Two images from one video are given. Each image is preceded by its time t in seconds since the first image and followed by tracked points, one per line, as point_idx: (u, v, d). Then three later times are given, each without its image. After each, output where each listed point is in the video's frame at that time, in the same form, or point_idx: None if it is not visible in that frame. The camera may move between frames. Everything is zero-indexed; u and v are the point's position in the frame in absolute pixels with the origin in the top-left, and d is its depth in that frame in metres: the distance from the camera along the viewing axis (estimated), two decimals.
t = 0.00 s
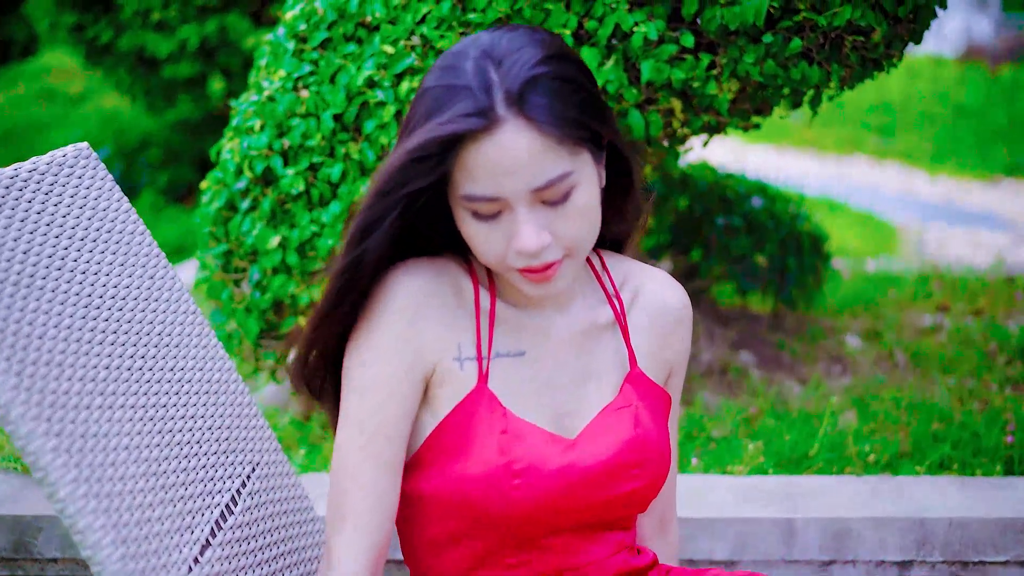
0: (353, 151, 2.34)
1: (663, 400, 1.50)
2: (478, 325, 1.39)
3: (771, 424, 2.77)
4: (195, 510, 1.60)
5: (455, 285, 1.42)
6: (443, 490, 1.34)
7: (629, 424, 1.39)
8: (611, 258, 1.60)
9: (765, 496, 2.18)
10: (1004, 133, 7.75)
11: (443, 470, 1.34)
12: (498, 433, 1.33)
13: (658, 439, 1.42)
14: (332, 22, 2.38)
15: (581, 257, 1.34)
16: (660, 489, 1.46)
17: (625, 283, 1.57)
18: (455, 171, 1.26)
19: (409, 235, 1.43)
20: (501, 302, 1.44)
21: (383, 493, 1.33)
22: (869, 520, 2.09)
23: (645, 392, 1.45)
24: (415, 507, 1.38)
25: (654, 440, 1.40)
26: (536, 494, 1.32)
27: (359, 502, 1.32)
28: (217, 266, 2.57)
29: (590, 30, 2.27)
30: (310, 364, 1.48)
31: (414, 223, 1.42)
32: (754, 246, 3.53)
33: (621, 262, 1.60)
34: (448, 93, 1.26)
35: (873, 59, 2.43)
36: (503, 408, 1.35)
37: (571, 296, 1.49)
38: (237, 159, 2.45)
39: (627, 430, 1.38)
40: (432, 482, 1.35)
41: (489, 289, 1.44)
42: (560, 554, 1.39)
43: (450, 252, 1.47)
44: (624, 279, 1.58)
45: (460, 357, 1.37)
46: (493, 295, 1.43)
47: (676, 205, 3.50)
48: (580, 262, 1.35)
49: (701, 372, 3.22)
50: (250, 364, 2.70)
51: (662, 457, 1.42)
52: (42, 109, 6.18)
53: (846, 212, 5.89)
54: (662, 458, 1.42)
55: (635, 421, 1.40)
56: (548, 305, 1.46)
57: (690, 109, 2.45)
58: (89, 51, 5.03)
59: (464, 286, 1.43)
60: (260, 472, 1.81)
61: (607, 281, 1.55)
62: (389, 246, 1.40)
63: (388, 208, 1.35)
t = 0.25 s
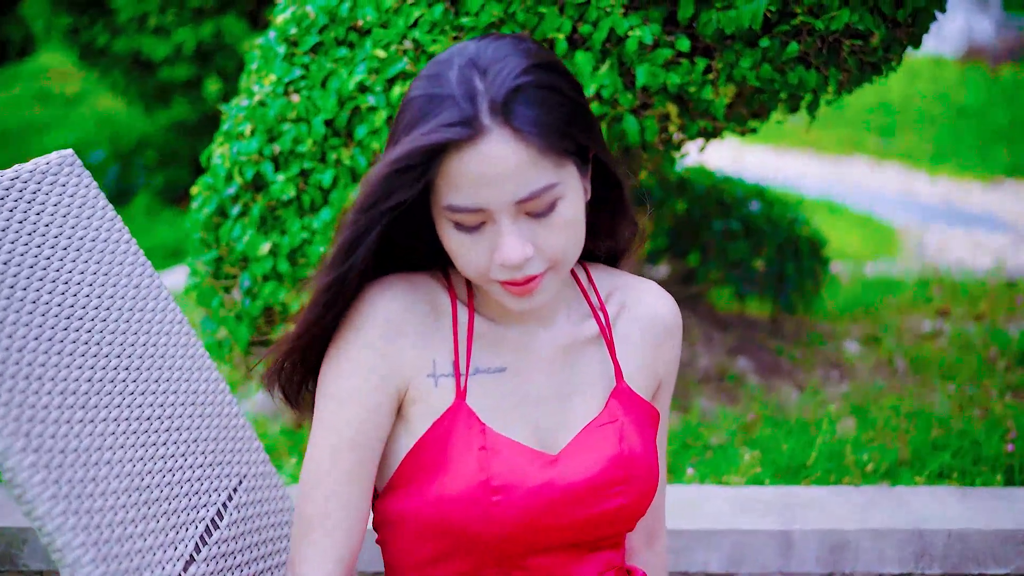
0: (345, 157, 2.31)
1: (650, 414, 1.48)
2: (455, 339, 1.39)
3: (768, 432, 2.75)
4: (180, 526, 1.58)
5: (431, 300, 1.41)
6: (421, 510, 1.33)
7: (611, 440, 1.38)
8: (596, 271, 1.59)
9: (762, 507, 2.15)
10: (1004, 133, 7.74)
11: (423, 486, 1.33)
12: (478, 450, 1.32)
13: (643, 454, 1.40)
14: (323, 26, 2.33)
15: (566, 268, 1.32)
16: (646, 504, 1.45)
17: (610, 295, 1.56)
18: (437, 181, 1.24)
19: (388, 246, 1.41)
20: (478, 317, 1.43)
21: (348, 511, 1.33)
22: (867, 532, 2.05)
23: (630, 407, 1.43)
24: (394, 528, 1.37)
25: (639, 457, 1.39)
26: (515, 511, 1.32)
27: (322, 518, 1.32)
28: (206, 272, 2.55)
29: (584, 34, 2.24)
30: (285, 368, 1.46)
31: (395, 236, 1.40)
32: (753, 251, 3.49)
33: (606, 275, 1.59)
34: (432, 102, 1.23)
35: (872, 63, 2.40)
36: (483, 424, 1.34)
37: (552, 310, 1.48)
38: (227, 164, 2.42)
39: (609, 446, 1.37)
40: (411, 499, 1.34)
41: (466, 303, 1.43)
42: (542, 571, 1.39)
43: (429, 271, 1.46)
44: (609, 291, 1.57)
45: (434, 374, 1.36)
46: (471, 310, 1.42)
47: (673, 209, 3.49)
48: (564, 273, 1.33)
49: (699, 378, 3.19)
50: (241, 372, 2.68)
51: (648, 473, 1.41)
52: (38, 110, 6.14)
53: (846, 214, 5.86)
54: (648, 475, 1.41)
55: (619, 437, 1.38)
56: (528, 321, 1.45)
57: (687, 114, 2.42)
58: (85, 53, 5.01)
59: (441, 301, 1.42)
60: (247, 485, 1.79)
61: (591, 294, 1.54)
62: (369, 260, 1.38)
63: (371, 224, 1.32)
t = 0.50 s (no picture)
0: (336, 159, 2.26)
1: (629, 422, 1.46)
2: (426, 349, 1.37)
3: (765, 439, 2.72)
4: (162, 537, 1.55)
5: (402, 309, 1.39)
6: (394, 527, 1.30)
7: (587, 448, 1.36)
8: (572, 278, 1.58)
9: (757, 514, 2.12)
10: (1004, 132, 7.47)
11: (396, 500, 1.31)
12: (451, 461, 1.30)
13: (620, 462, 1.38)
14: (314, 27, 2.31)
15: (544, 274, 1.30)
16: (624, 514, 1.43)
17: (587, 303, 1.54)
18: (418, 183, 1.21)
19: (369, 250, 1.39)
20: (450, 327, 1.41)
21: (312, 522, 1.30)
22: (865, 540, 2.03)
23: (606, 414, 1.42)
24: (367, 546, 1.34)
25: (615, 464, 1.37)
26: (490, 524, 1.29)
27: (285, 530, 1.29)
28: (196, 276, 2.53)
29: (578, 35, 2.22)
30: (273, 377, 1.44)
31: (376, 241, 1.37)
32: (751, 254, 3.49)
33: (584, 282, 1.58)
34: (413, 102, 1.21)
35: (870, 66, 2.37)
36: (455, 435, 1.32)
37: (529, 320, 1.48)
38: (217, 167, 2.40)
39: (585, 455, 1.35)
40: (383, 512, 1.31)
41: (437, 313, 1.42)
42: None
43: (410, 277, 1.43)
44: (586, 299, 1.55)
45: (405, 385, 1.34)
46: (442, 320, 1.40)
47: (670, 211, 3.49)
48: (541, 280, 1.31)
49: (695, 382, 3.17)
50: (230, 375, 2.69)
51: (625, 481, 1.39)
52: (36, 110, 6.12)
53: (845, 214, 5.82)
54: (626, 483, 1.39)
55: (594, 445, 1.37)
56: (502, 330, 1.45)
57: (682, 116, 2.39)
58: (80, 54, 4.98)
59: (412, 311, 1.40)
60: (233, 493, 1.77)
61: (568, 302, 1.53)
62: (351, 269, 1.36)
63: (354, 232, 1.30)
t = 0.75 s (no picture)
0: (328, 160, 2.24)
1: (608, 433, 1.45)
2: (401, 361, 1.34)
3: (763, 442, 2.70)
4: (146, 543, 1.53)
5: (377, 320, 1.37)
6: (373, 544, 1.28)
7: (565, 460, 1.35)
8: (552, 286, 1.55)
9: (754, 518, 2.10)
10: (1004, 132, 7.33)
11: (375, 516, 1.29)
12: (430, 476, 1.28)
13: (599, 472, 1.37)
14: (306, 26, 2.28)
15: (526, 279, 1.29)
16: (607, 525, 1.42)
17: (567, 313, 1.52)
18: (399, 190, 1.18)
19: (346, 256, 1.36)
20: (426, 338, 1.39)
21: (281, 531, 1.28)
22: (863, 544, 2.00)
23: (584, 424, 1.40)
24: (347, 564, 1.32)
25: (595, 474, 1.36)
26: (470, 539, 1.28)
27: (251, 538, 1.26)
28: (188, 277, 2.51)
29: (572, 34, 2.19)
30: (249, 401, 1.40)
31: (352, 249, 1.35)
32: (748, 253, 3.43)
33: (563, 291, 1.55)
34: (393, 108, 1.19)
35: (868, 65, 2.35)
36: (432, 449, 1.31)
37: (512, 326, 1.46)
38: (208, 167, 2.38)
39: (563, 467, 1.34)
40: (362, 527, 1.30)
41: (412, 323, 1.39)
42: None
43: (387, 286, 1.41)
44: (567, 308, 1.53)
45: (380, 398, 1.32)
46: (417, 331, 1.38)
47: (666, 212, 3.46)
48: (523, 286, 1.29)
49: (693, 384, 3.15)
50: (222, 377, 2.67)
51: (607, 491, 1.38)
52: (33, 109, 6.10)
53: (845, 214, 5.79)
54: (607, 494, 1.38)
55: (573, 456, 1.36)
56: (478, 341, 1.42)
57: (678, 116, 2.37)
58: (76, 52, 4.97)
59: (386, 321, 1.38)
60: (222, 498, 1.74)
61: (548, 311, 1.50)
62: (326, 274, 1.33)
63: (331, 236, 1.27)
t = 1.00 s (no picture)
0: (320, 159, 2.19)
1: (592, 436, 1.44)
2: (382, 365, 1.34)
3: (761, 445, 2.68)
4: (133, 548, 1.51)
5: (358, 327, 1.36)
6: (358, 552, 1.27)
7: (549, 464, 1.34)
8: (530, 290, 1.54)
9: (752, 521, 2.07)
10: (1005, 132, 7.30)
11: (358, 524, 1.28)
12: (412, 483, 1.26)
13: (584, 475, 1.36)
14: (299, 24, 2.25)
15: (515, 282, 1.28)
16: (593, 527, 1.40)
17: (546, 316, 1.51)
18: (391, 195, 1.17)
19: (340, 259, 1.34)
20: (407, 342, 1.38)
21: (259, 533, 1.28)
22: (861, 549, 1.98)
23: (568, 428, 1.39)
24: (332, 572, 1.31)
25: (580, 477, 1.35)
26: (455, 546, 1.26)
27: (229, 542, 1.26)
28: (181, 278, 2.50)
29: (567, 33, 2.17)
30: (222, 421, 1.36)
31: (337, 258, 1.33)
32: (747, 253, 3.41)
33: (542, 297, 1.54)
34: (381, 112, 1.17)
35: (866, 63, 2.33)
36: (415, 456, 1.29)
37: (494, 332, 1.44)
38: (201, 167, 2.36)
39: (547, 471, 1.33)
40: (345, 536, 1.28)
41: (394, 328, 1.38)
42: None
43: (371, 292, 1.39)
44: (546, 312, 1.52)
45: (361, 404, 1.31)
46: (398, 336, 1.37)
47: (664, 212, 3.43)
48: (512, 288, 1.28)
49: (691, 386, 3.13)
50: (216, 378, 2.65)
51: (592, 494, 1.37)
52: (31, 108, 6.09)
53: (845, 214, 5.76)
54: (593, 497, 1.37)
55: (556, 460, 1.34)
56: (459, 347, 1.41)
57: (675, 116, 2.34)
58: (72, 50, 4.95)
59: (366, 326, 1.36)
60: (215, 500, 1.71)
61: (528, 315, 1.49)
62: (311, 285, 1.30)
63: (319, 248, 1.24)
